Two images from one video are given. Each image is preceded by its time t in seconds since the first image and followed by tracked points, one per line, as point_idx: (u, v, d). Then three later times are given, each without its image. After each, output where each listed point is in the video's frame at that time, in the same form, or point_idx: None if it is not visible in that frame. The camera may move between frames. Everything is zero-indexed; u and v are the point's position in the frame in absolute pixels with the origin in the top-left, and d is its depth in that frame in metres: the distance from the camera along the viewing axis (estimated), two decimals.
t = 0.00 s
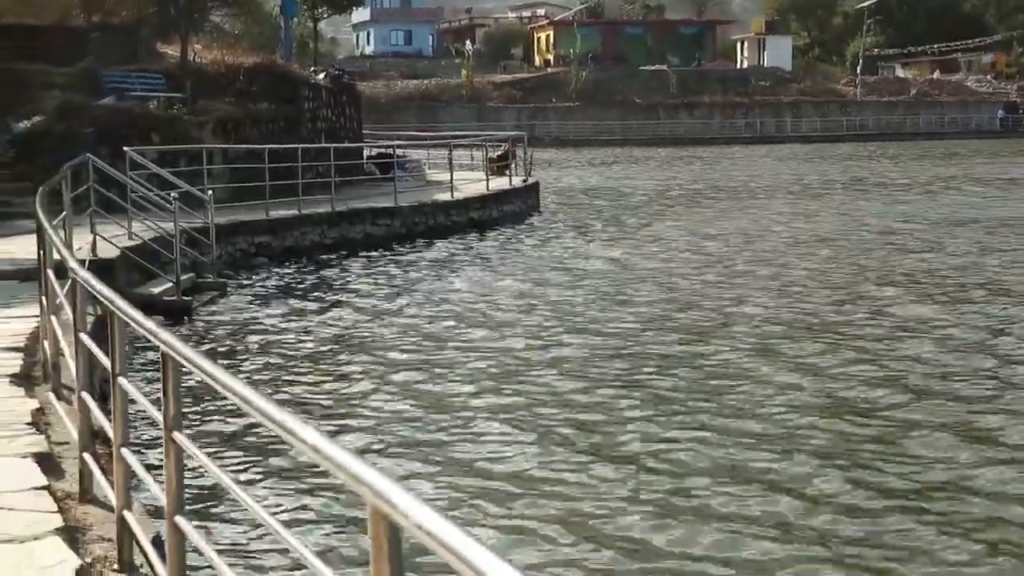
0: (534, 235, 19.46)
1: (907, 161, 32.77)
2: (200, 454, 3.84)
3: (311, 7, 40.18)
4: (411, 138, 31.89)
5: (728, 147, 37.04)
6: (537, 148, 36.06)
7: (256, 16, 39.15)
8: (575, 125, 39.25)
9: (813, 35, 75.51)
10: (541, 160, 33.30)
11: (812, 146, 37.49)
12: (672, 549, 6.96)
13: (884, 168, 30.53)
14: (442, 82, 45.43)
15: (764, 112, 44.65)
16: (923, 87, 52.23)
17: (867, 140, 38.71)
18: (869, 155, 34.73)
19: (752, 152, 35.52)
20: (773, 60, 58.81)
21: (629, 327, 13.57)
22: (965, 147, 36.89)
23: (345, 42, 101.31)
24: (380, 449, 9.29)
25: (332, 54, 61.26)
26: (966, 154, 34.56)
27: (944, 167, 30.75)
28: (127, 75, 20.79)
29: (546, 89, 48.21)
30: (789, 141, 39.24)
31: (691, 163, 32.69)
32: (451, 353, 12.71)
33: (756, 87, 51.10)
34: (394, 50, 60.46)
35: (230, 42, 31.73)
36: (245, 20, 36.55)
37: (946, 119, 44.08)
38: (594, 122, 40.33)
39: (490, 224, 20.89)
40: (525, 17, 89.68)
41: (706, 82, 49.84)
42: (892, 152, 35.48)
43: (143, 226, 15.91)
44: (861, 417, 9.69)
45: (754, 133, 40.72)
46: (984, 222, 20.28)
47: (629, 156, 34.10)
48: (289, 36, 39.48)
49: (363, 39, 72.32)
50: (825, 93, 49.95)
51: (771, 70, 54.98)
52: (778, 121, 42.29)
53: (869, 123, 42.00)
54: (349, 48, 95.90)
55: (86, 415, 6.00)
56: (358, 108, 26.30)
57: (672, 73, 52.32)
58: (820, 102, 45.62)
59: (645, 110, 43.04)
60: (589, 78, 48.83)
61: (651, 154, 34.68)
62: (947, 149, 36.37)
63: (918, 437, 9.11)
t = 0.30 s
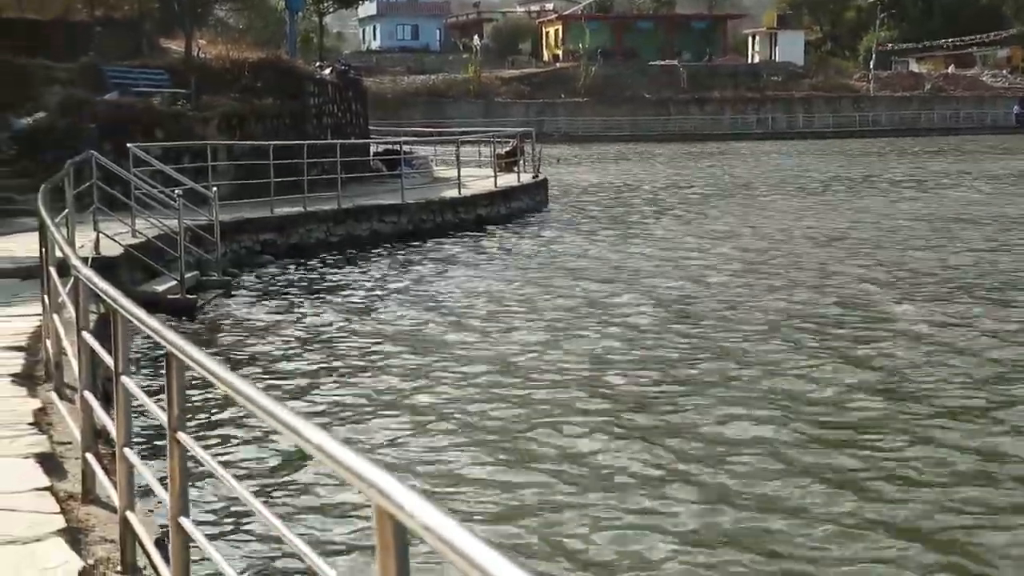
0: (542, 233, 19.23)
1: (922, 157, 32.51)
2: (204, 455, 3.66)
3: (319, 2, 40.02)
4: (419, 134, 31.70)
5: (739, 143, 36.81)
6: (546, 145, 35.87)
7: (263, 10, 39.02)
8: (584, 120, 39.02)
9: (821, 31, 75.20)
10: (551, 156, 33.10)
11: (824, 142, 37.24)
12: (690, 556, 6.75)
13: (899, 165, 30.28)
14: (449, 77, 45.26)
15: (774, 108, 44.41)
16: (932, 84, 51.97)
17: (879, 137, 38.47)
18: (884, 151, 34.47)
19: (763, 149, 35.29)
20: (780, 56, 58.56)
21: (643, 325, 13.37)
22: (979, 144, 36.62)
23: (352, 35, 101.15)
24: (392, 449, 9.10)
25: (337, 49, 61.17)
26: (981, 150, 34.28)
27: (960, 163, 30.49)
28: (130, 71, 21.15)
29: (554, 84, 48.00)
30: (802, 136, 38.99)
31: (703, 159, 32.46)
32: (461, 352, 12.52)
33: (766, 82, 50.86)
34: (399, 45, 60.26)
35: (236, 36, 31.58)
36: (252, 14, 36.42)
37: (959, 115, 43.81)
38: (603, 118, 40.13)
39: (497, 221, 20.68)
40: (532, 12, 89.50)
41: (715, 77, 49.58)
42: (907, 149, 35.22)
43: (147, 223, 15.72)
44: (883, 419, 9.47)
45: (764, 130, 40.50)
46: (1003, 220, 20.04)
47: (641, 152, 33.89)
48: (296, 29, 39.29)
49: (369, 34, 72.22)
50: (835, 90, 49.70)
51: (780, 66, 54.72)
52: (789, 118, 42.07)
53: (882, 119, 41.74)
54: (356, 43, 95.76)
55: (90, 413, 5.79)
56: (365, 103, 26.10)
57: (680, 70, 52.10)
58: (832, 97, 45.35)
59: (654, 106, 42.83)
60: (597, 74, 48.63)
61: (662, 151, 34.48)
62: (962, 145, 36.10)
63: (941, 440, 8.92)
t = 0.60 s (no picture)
0: (545, 232, 19.25)
1: (925, 156, 32.50)
2: (212, 455, 3.66)
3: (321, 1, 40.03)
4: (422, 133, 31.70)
5: (741, 143, 36.81)
6: (547, 144, 35.87)
7: (264, 10, 39.06)
8: (586, 118, 39.05)
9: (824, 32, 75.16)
10: (554, 155, 33.10)
11: (827, 141, 37.24)
12: (694, 553, 6.76)
13: (902, 164, 30.27)
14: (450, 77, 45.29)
15: (776, 107, 44.41)
16: (935, 84, 51.96)
17: (881, 136, 38.46)
18: (887, 150, 34.46)
19: (766, 148, 35.29)
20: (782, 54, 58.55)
21: (645, 324, 13.38)
22: (982, 143, 36.62)
23: (353, 32, 101.04)
24: (395, 448, 9.10)
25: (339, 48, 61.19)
26: (985, 149, 34.27)
27: (963, 163, 30.49)
28: (133, 71, 21.19)
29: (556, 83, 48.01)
30: (804, 136, 39.00)
31: (706, 157, 32.46)
32: (464, 350, 12.52)
33: (768, 82, 50.86)
34: (401, 44, 60.29)
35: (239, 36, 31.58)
36: (254, 13, 36.44)
37: (962, 115, 43.81)
38: (605, 117, 40.15)
39: (500, 220, 20.68)
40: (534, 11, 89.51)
41: (718, 76, 49.57)
42: (910, 148, 35.21)
43: (149, 222, 15.72)
44: (886, 417, 9.49)
45: (766, 129, 40.49)
46: (1007, 219, 20.04)
47: (643, 151, 33.90)
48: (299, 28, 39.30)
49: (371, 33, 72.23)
50: (837, 89, 49.68)
51: (782, 65, 54.71)
52: (791, 117, 42.08)
53: (884, 118, 41.74)
54: (359, 43, 95.73)
55: (94, 412, 5.78)
56: (367, 103, 26.09)
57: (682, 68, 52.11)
58: (834, 97, 45.35)
59: (657, 105, 42.84)
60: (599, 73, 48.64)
61: (664, 150, 34.48)
62: (965, 145, 36.09)
63: (944, 438, 8.92)
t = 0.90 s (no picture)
0: (550, 229, 19.28)
1: (928, 153, 32.51)
2: (211, 446, 3.69)
3: None
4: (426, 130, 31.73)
5: (744, 139, 36.83)
6: (551, 141, 35.89)
7: (268, 7, 39.07)
8: (591, 116, 39.06)
9: (830, 29, 75.13)
10: (556, 152, 33.14)
11: (830, 138, 37.25)
12: (698, 548, 6.76)
13: (905, 161, 30.31)
14: (454, 74, 45.29)
15: (782, 104, 44.41)
16: (941, 80, 51.95)
17: (886, 132, 38.52)
18: (890, 147, 34.49)
19: (769, 145, 35.33)
20: (790, 51, 58.51)
21: (646, 321, 13.41)
22: (986, 139, 36.64)
23: (358, 30, 101.01)
24: (395, 444, 9.13)
25: (345, 46, 61.17)
26: (989, 145, 34.30)
27: (965, 159, 30.53)
28: (140, 69, 21.28)
29: (561, 79, 47.98)
30: (808, 132, 39.00)
31: (708, 155, 32.49)
32: (467, 346, 12.56)
33: (774, 78, 50.84)
34: (408, 41, 60.29)
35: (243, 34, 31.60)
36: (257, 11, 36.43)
37: (967, 112, 43.82)
38: (609, 114, 40.17)
39: (505, 216, 20.71)
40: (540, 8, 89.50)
41: (723, 73, 49.55)
42: (913, 144, 35.23)
43: (155, 219, 15.77)
44: (885, 415, 9.49)
45: (771, 125, 40.49)
46: (1007, 215, 20.08)
47: (646, 148, 33.93)
48: (303, 25, 39.31)
49: (377, 29, 72.20)
50: (843, 86, 49.68)
51: (789, 62, 54.70)
52: (796, 114, 42.10)
53: (889, 115, 41.76)
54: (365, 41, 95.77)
55: (94, 409, 5.80)
56: (372, 100, 26.13)
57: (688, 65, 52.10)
58: (839, 94, 45.37)
59: (661, 102, 42.83)
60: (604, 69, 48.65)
61: (667, 146, 34.50)
62: (969, 141, 36.10)
63: (942, 434, 8.94)
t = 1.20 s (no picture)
0: (558, 224, 19.26)
1: (937, 149, 32.42)
2: (219, 440, 3.69)
3: None
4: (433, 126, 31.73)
5: (752, 135, 36.76)
6: (559, 136, 35.87)
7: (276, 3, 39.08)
8: (599, 112, 39.03)
9: (838, 24, 74.95)
10: (564, 148, 33.10)
11: (839, 134, 37.16)
12: (705, 543, 6.75)
13: (914, 156, 30.24)
14: (462, 70, 45.30)
15: (790, 100, 44.33)
16: (950, 76, 51.84)
17: (895, 128, 38.42)
18: (899, 143, 34.40)
19: (777, 140, 35.27)
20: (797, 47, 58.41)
21: (654, 316, 13.39)
22: (996, 135, 36.53)
23: (366, 26, 101.04)
24: (403, 438, 9.13)
25: (353, 42, 61.18)
26: (998, 141, 34.18)
27: (975, 155, 30.44)
28: (148, 65, 21.31)
29: (569, 75, 47.93)
30: (817, 128, 38.92)
31: (715, 150, 32.44)
32: (474, 341, 12.55)
33: (782, 74, 50.74)
34: (415, 37, 60.31)
35: (251, 30, 31.61)
36: (266, 7, 36.46)
37: (976, 108, 43.68)
38: (617, 110, 40.12)
39: (512, 212, 20.69)
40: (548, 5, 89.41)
41: (731, 69, 49.49)
42: (922, 140, 35.12)
43: (163, 215, 15.78)
44: (895, 410, 9.47)
45: (780, 121, 40.44)
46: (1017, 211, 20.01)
47: (654, 144, 33.89)
48: (312, 21, 39.32)
49: (385, 25, 72.25)
50: (851, 82, 49.59)
51: (797, 58, 54.61)
52: (805, 109, 42.02)
53: (898, 111, 41.66)
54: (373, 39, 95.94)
55: (105, 403, 5.80)
56: (379, 96, 26.13)
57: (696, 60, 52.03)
58: (848, 90, 45.26)
59: (669, 98, 42.76)
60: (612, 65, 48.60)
61: (676, 142, 34.46)
62: (978, 137, 35.99)
63: (953, 429, 8.91)
